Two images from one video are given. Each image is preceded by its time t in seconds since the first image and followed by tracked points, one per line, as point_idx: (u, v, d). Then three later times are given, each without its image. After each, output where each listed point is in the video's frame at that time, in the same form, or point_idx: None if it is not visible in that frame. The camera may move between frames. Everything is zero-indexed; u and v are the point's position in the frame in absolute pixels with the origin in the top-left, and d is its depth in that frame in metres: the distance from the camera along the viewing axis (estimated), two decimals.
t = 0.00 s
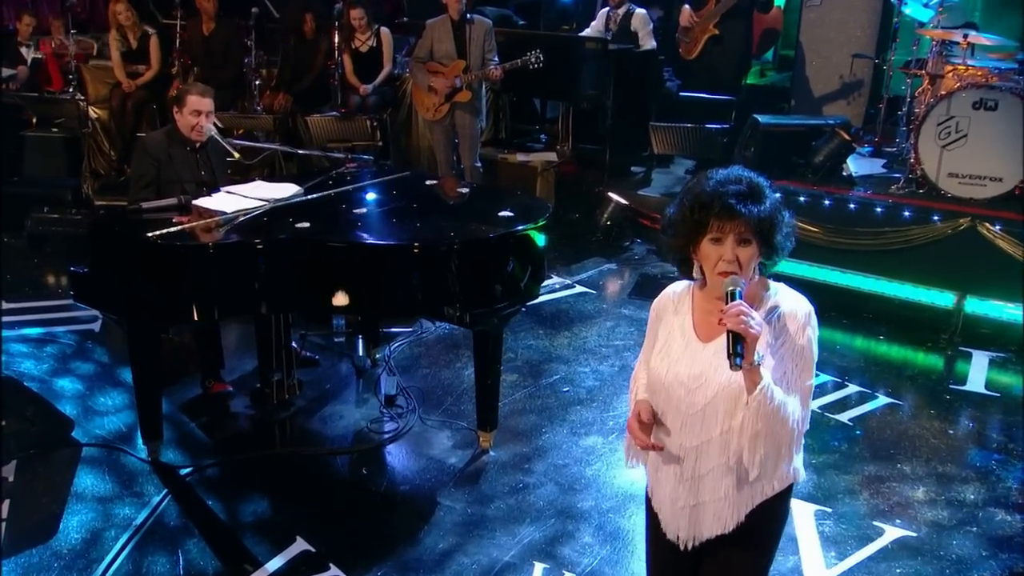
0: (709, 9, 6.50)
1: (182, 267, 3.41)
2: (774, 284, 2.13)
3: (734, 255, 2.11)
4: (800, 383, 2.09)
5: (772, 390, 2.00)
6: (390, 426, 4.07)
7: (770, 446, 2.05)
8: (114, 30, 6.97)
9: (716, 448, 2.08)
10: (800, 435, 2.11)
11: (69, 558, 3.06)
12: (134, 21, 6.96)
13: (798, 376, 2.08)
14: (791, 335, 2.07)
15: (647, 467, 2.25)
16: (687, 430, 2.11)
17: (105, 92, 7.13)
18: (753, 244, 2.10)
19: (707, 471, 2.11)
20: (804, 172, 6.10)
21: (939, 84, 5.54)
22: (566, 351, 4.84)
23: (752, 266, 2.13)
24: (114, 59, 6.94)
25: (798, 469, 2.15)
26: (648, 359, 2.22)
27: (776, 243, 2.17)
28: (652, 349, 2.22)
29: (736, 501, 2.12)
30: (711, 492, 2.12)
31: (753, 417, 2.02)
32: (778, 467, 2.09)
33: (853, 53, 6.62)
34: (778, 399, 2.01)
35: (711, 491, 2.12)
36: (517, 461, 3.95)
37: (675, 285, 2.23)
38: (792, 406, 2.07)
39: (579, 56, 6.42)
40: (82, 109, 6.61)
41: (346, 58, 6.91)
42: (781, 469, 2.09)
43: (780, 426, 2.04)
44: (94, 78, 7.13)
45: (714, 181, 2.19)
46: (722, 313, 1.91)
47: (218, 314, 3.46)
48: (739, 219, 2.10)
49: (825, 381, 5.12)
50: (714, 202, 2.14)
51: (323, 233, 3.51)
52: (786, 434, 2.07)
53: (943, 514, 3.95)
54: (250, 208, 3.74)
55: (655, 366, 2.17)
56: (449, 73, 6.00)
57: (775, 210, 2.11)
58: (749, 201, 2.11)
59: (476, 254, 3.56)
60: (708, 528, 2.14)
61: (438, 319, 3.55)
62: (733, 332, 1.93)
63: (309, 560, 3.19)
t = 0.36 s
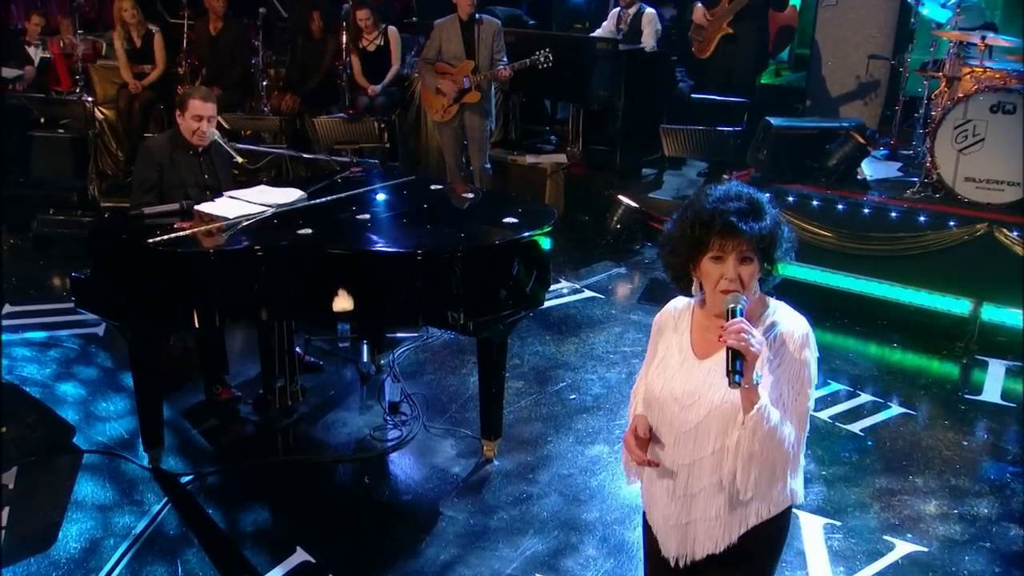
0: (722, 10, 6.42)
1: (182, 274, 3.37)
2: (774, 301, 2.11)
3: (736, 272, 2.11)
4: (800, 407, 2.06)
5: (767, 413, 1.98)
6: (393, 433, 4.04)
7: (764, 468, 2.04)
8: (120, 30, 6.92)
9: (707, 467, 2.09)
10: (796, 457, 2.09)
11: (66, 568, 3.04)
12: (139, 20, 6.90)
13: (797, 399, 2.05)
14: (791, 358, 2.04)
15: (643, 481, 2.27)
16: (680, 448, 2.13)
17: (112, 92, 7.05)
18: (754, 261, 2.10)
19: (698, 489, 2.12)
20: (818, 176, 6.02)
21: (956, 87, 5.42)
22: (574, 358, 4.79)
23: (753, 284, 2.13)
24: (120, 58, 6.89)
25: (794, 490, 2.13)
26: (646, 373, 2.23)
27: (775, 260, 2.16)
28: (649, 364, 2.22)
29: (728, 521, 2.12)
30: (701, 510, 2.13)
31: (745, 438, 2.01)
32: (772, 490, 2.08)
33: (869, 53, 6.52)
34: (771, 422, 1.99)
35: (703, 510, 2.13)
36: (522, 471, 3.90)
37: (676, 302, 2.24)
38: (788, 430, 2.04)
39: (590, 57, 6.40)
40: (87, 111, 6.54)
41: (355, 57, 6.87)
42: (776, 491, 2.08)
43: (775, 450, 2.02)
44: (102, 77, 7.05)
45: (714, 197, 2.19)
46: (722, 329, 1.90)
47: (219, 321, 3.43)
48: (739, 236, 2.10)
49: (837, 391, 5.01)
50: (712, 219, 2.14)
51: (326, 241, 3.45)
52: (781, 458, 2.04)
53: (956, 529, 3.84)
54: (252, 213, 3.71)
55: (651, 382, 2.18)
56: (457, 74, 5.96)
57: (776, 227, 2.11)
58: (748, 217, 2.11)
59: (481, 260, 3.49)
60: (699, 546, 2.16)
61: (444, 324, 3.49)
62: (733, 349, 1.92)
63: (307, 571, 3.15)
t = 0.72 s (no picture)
0: (735, 10, 6.35)
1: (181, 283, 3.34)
2: (778, 317, 2.03)
3: (737, 286, 2.02)
4: (803, 429, 1.98)
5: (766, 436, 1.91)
6: (397, 441, 4.01)
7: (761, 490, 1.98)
8: (126, 30, 6.95)
9: (705, 485, 2.04)
10: (799, 478, 2.02)
11: None
12: (144, 21, 6.91)
13: (800, 421, 1.97)
14: (795, 379, 1.96)
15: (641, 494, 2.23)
16: (678, 464, 2.07)
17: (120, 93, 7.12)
18: (756, 275, 2.02)
19: (696, 507, 2.07)
20: (831, 179, 5.94)
21: (974, 89, 5.27)
22: (582, 366, 4.73)
23: (755, 299, 2.04)
24: (128, 59, 6.92)
25: (796, 511, 2.07)
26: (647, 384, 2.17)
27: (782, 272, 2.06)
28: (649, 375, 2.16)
29: (725, 541, 2.07)
30: (698, 528, 2.08)
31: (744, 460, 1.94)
32: (772, 513, 2.01)
33: (887, 54, 6.47)
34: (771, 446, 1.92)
35: (700, 528, 2.08)
36: (526, 480, 3.83)
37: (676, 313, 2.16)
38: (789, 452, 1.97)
39: (602, 58, 6.36)
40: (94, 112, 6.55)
41: (365, 57, 6.85)
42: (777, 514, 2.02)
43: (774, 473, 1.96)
44: (111, 79, 7.14)
45: (718, 208, 2.11)
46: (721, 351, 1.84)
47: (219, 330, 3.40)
48: (742, 249, 2.02)
49: (849, 401, 4.93)
50: (715, 231, 2.06)
51: (328, 247, 3.39)
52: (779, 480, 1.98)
53: (969, 545, 3.74)
54: (254, 219, 3.67)
55: (650, 395, 2.11)
56: (465, 77, 5.94)
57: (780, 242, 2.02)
58: (752, 229, 2.03)
59: (486, 267, 3.42)
60: (695, 564, 2.11)
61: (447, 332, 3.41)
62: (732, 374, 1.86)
63: None
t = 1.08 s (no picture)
0: (747, 9, 6.27)
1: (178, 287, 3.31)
2: (783, 329, 1.96)
3: (734, 293, 1.94)
4: (801, 443, 1.90)
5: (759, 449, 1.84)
6: (398, 446, 3.97)
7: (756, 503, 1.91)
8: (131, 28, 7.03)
9: (703, 496, 1.97)
10: (797, 491, 1.94)
11: None
12: (148, 20, 6.99)
13: (798, 434, 1.89)
14: (794, 391, 1.88)
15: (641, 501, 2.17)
16: (676, 473, 2.00)
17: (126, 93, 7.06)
18: (754, 281, 1.93)
19: (694, 518, 2.01)
20: (845, 180, 5.86)
21: (992, 89, 5.16)
22: (587, 370, 4.67)
23: (754, 306, 1.96)
24: (133, 58, 6.95)
25: (795, 525, 1.99)
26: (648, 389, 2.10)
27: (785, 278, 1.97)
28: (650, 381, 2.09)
29: (722, 554, 2.01)
30: (696, 539, 2.02)
31: (737, 473, 1.87)
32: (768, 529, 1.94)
33: (903, 53, 6.37)
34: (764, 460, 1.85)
35: (698, 539, 2.02)
36: (528, 487, 3.77)
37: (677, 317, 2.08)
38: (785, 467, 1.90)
39: (613, 56, 6.27)
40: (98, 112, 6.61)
41: (375, 56, 6.85)
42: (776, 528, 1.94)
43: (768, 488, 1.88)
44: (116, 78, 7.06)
45: (721, 210, 2.05)
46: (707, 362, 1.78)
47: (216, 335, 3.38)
48: (740, 253, 1.94)
49: (861, 407, 4.83)
50: (714, 235, 2.00)
51: (327, 249, 3.33)
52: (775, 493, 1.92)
53: (982, 556, 3.63)
54: (256, 220, 3.64)
55: (649, 400, 2.04)
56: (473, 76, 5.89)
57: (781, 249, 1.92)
58: (751, 234, 1.96)
59: (489, 272, 3.36)
60: None
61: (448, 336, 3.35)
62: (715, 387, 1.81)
63: None
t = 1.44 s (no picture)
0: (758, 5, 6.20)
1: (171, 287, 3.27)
2: (778, 329, 1.89)
3: (736, 293, 1.88)
4: (801, 447, 1.83)
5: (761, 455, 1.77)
6: (398, 448, 3.91)
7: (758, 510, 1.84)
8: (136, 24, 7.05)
9: (702, 506, 1.89)
10: (798, 498, 1.87)
11: None
12: (155, 15, 7.01)
13: (798, 439, 1.82)
14: (793, 394, 1.81)
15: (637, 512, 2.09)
16: (674, 483, 1.92)
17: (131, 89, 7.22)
18: (756, 281, 1.88)
19: (694, 529, 1.92)
20: (857, 179, 5.76)
21: (1009, 85, 5.04)
22: (591, 372, 4.61)
23: (755, 307, 1.90)
24: (139, 55, 7.01)
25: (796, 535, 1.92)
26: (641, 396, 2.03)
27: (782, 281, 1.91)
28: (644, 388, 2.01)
29: (724, 565, 1.93)
30: (696, 550, 1.94)
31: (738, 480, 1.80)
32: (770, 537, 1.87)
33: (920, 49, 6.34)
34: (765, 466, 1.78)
35: (699, 550, 1.94)
36: (528, 491, 3.70)
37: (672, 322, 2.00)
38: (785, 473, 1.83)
39: (623, 53, 6.21)
40: (100, 110, 6.69)
41: (384, 53, 6.86)
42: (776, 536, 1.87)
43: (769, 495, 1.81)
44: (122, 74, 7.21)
45: (720, 209, 1.97)
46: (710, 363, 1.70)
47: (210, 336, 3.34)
48: (741, 253, 1.87)
49: (872, 411, 4.72)
50: (713, 235, 1.92)
51: (324, 248, 3.29)
52: (774, 501, 1.84)
53: (994, 563, 3.53)
54: (254, 218, 3.60)
55: (643, 408, 1.97)
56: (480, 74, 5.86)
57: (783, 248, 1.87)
58: (752, 234, 1.89)
59: (488, 272, 3.30)
60: None
61: (447, 335, 3.29)
62: (721, 389, 1.73)
63: None
